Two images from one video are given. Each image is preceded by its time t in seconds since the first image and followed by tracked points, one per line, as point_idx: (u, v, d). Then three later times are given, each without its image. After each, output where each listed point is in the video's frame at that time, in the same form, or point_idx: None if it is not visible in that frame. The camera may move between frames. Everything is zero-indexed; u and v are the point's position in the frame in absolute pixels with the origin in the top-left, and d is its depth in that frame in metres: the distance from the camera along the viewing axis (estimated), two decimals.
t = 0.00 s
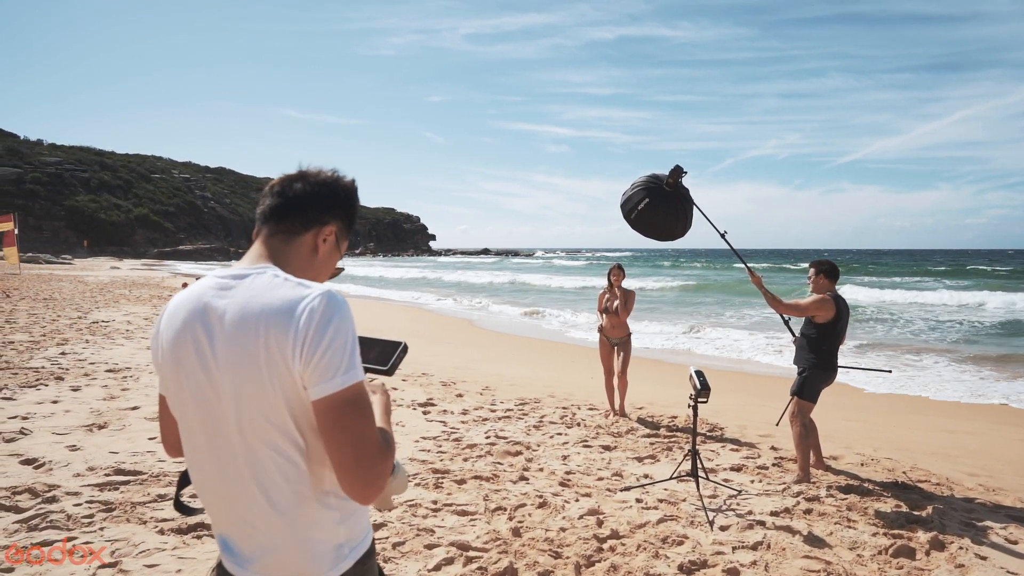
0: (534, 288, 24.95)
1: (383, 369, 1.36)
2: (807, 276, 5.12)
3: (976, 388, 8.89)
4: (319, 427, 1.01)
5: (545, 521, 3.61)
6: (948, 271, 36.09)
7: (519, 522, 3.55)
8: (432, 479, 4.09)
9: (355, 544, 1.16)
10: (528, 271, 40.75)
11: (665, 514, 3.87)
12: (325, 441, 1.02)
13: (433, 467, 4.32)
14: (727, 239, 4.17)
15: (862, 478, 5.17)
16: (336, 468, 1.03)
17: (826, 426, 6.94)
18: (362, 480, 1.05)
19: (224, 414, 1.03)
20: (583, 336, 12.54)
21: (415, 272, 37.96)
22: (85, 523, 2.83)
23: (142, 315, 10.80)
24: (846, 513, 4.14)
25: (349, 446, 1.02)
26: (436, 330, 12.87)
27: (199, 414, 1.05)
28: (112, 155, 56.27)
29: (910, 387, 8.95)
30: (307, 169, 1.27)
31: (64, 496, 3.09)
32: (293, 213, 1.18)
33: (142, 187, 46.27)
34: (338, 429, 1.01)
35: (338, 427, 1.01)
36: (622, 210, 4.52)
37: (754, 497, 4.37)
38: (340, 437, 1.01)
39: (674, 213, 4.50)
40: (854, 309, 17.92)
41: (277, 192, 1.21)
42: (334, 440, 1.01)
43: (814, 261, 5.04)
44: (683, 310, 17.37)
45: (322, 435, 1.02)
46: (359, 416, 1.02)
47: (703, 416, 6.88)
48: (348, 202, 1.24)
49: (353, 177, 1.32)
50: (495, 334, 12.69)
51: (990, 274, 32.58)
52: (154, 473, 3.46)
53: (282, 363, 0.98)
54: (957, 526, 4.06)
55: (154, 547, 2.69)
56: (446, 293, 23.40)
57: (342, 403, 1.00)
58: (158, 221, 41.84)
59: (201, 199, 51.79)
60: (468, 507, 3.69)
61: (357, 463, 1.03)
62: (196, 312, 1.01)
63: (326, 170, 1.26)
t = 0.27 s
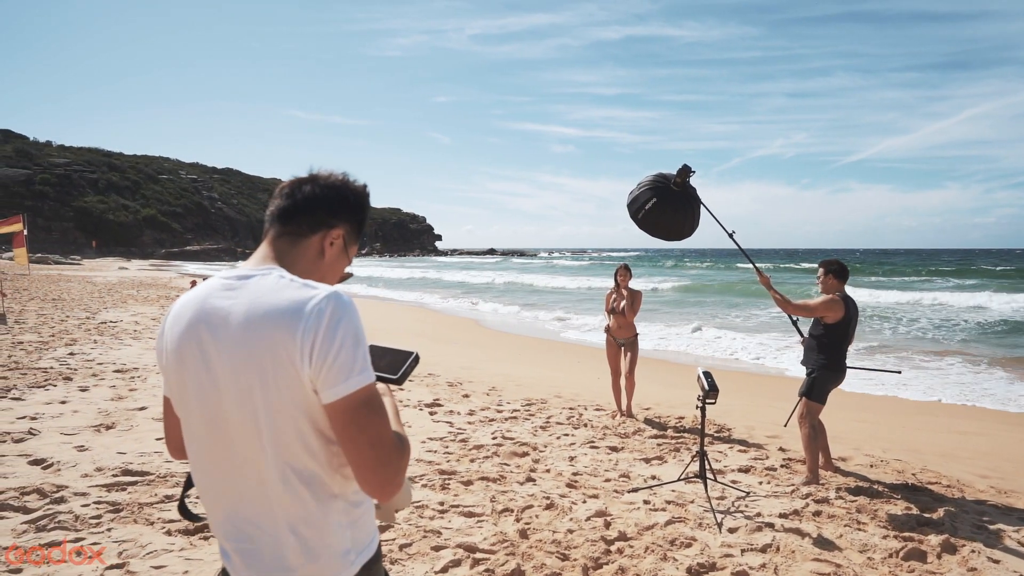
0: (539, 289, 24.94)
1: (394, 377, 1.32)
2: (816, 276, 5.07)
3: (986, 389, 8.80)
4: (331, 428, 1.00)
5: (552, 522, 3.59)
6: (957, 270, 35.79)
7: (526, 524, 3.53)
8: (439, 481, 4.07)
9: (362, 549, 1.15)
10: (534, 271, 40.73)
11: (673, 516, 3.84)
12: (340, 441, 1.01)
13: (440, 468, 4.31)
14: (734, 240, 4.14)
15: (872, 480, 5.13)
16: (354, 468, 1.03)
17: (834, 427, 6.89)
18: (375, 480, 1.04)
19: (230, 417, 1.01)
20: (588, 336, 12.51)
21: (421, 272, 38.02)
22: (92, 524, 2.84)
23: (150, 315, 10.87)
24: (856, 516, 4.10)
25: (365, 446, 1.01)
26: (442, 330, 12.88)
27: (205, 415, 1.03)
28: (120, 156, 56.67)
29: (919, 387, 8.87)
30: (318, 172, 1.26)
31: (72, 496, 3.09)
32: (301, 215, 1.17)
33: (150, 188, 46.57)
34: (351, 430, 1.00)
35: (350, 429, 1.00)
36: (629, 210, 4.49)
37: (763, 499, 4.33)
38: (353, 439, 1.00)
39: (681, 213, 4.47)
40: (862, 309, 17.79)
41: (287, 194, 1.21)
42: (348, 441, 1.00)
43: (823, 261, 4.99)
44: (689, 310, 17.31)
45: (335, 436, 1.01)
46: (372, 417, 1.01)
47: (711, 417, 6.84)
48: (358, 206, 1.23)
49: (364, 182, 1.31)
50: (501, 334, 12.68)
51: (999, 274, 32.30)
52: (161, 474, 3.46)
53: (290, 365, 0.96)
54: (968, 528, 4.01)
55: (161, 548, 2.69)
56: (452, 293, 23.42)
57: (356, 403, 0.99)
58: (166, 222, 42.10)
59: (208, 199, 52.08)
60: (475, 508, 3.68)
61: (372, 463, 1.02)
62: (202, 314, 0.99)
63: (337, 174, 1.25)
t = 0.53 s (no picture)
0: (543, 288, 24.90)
1: (395, 379, 1.32)
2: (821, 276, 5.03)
3: (994, 389, 8.72)
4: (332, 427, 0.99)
5: (556, 523, 3.57)
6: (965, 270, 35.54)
7: (530, 525, 3.51)
8: (443, 481, 4.06)
9: (362, 550, 1.13)
10: (538, 271, 40.68)
11: (677, 517, 3.82)
12: (340, 441, 1.00)
13: (443, 468, 4.30)
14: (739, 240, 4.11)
15: (879, 481, 5.09)
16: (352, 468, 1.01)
17: (840, 428, 6.85)
18: (374, 480, 1.03)
19: (229, 416, 1.00)
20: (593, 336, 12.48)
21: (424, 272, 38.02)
22: (96, 524, 2.84)
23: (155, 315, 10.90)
24: (862, 517, 4.07)
25: (365, 446, 1.00)
26: (446, 330, 12.86)
27: (204, 415, 1.02)
28: (125, 157, 56.91)
29: (926, 387, 8.80)
30: (321, 171, 1.25)
31: (76, 496, 3.09)
32: (303, 214, 1.15)
33: (155, 188, 46.75)
34: (351, 429, 0.98)
35: (351, 428, 0.99)
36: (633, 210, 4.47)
37: (768, 500, 4.31)
38: (355, 438, 0.99)
39: (686, 212, 4.45)
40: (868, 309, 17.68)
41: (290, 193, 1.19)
42: (348, 440, 0.99)
43: (829, 261, 4.96)
44: (694, 310, 17.25)
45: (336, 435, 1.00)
46: (373, 416, 1.00)
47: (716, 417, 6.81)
48: (361, 206, 1.21)
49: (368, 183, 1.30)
50: (505, 334, 12.67)
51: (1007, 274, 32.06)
52: (165, 474, 3.46)
53: (291, 363, 0.95)
54: (976, 530, 3.97)
55: (164, 547, 2.69)
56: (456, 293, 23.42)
57: (357, 402, 0.97)
58: (171, 222, 42.25)
59: (213, 199, 52.24)
60: (479, 509, 3.66)
61: (372, 464, 1.01)
62: (203, 312, 0.98)
63: (340, 173, 1.23)
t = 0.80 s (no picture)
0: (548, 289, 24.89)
1: (396, 377, 1.30)
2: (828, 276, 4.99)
3: (1003, 390, 8.63)
4: (334, 427, 0.98)
5: (561, 524, 3.56)
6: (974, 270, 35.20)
7: (535, 526, 3.50)
8: (447, 481, 4.05)
9: (362, 553, 1.12)
10: (543, 271, 40.68)
11: (683, 518, 3.79)
12: (343, 442, 0.98)
13: (448, 469, 4.29)
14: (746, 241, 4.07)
15: (886, 482, 5.04)
16: (353, 469, 1.00)
17: (848, 429, 6.79)
18: (376, 482, 1.02)
19: (229, 417, 0.99)
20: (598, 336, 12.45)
21: (429, 272, 38.07)
22: (101, 524, 2.84)
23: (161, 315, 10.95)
24: (870, 519, 4.03)
25: (368, 447, 0.99)
26: (451, 331, 12.87)
27: (203, 415, 1.01)
28: (133, 157, 57.31)
29: (935, 388, 8.72)
30: (325, 172, 1.23)
31: (81, 496, 3.10)
32: (306, 216, 1.14)
33: (163, 188, 47.03)
34: (353, 431, 0.97)
35: (353, 429, 0.97)
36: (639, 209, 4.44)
37: (775, 501, 4.27)
38: (356, 440, 0.98)
39: (692, 212, 4.42)
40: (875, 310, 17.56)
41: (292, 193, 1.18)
42: (349, 442, 0.98)
43: (836, 261, 4.91)
44: (699, 311, 17.20)
45: (339, 436, 0.99)
46: (375, 417, 0.98)
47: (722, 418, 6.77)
48: (364, 208, 1.20)
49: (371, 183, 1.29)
50: (511, 334, 12.66)
51: (1016, 274, 31.77)
52: (170, 474, 3.47)
53: (292, 364, 0.94)
54: (986, 533, 3.92)
55: (169, 548, 2.69)
56: (461, 293, 23.44)
57: (359, 402, 0.96)
58: (178, 222, 42.49)
59: (219, 200, 52.51)
60: (484, 510, 3.65)
61: (374, 465, 1.00)
62: (203, 312, 0.97)
63: (344, 174, 1.22)
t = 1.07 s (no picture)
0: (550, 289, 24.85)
1: (392, 375, 1.29)
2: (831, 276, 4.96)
3: (1008, 391, 8.58)
4: (330, 429, 0.97)
5: (563, 525, 3.54)
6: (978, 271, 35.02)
7: (536, 527, 3.48)
8: (448, 482, 4.04)
9: (359, 555, 1.11)
10: (545, 271, 40.65)
11: (685, 520, 3.77)
12: (340, 443, 0.97)
13: (450, 469, 4.28)
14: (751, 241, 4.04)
15: (890, 484, 5.01)
16: (350, 470, 0.99)
17: (851, 430, 6.76)
18: (373, 484, 1.01)
19: (223, 418, 0.97)
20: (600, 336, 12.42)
21: (431, 271, 38.05)
22: (101, 523, 2.84)
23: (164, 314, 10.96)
24: (873, 521, 4.00)
25: (365, 448, 0.97)
26: (453, 331, 12.85)
27: (197, 416, 1.00)
28: (136, 157, 57.46)
29: (939, 390, 8.68)
30: (326, 169, 1.21)
31: (81, 495, 3.10)
32: (305, 215, 1.12)
33: (166, 187, 47.13)
34: (349, 432, 0.96)
35: (349, 430, 0.96)
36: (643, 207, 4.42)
37: (777, 503, 4.25)
38: (353, 441, 0.97)
39: (696, 211, 4.39)
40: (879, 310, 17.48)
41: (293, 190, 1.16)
42: (345, 444, 0.97)
43: (840, 261, 4.88)
44: (702, 311, 17.17)
45: (335, 438, 0.97)
46: (372, 418, 0.97)
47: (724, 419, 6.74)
48: (365, 207, 1.18)
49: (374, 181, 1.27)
50: (513, 334, 12.63)
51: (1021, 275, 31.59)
52: (171, 473, 3.46)
53: (288, 364, 0.92)
54: (991, 535, 3.89)
55: (169, 548, 2.68)
56: (463, 293, 23.43)
57: (356, 403, 0.95)
58: (181, 222, 42.57)
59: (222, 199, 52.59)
60: (485, 510, 3.63)
61: (371, 466, 0.99)
62: (198, 311, 0.96)
63: (345, 172, 1.20)
